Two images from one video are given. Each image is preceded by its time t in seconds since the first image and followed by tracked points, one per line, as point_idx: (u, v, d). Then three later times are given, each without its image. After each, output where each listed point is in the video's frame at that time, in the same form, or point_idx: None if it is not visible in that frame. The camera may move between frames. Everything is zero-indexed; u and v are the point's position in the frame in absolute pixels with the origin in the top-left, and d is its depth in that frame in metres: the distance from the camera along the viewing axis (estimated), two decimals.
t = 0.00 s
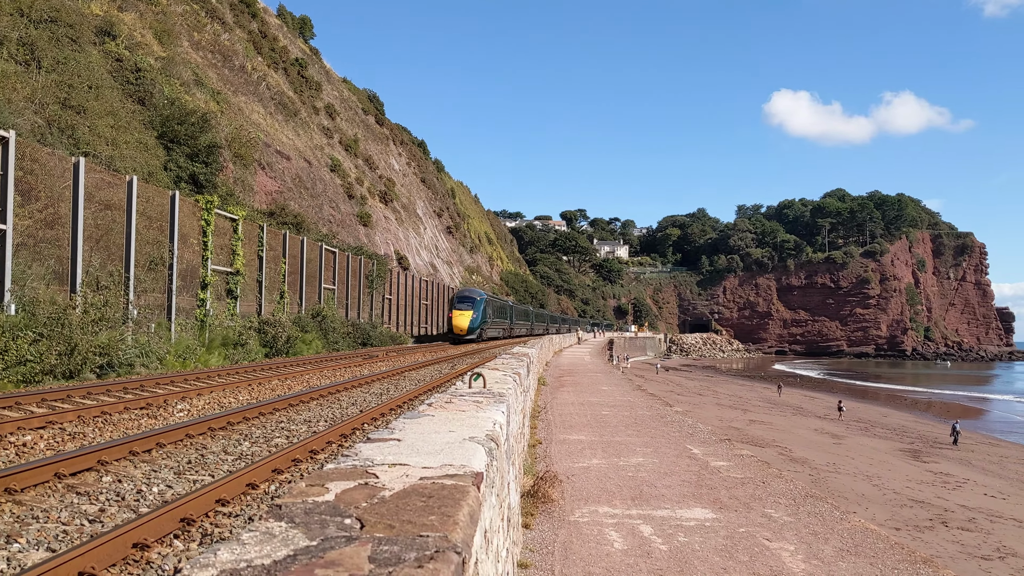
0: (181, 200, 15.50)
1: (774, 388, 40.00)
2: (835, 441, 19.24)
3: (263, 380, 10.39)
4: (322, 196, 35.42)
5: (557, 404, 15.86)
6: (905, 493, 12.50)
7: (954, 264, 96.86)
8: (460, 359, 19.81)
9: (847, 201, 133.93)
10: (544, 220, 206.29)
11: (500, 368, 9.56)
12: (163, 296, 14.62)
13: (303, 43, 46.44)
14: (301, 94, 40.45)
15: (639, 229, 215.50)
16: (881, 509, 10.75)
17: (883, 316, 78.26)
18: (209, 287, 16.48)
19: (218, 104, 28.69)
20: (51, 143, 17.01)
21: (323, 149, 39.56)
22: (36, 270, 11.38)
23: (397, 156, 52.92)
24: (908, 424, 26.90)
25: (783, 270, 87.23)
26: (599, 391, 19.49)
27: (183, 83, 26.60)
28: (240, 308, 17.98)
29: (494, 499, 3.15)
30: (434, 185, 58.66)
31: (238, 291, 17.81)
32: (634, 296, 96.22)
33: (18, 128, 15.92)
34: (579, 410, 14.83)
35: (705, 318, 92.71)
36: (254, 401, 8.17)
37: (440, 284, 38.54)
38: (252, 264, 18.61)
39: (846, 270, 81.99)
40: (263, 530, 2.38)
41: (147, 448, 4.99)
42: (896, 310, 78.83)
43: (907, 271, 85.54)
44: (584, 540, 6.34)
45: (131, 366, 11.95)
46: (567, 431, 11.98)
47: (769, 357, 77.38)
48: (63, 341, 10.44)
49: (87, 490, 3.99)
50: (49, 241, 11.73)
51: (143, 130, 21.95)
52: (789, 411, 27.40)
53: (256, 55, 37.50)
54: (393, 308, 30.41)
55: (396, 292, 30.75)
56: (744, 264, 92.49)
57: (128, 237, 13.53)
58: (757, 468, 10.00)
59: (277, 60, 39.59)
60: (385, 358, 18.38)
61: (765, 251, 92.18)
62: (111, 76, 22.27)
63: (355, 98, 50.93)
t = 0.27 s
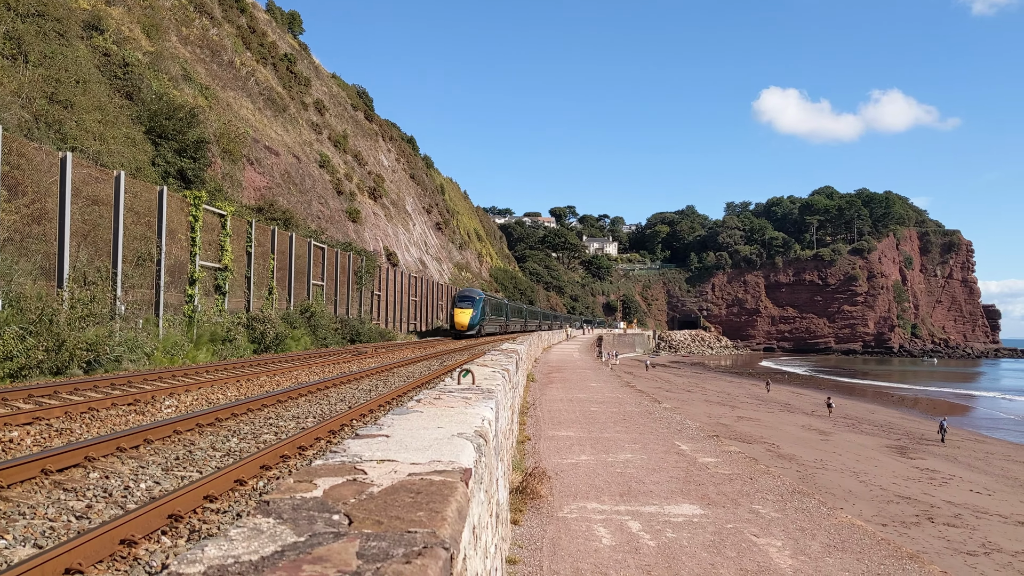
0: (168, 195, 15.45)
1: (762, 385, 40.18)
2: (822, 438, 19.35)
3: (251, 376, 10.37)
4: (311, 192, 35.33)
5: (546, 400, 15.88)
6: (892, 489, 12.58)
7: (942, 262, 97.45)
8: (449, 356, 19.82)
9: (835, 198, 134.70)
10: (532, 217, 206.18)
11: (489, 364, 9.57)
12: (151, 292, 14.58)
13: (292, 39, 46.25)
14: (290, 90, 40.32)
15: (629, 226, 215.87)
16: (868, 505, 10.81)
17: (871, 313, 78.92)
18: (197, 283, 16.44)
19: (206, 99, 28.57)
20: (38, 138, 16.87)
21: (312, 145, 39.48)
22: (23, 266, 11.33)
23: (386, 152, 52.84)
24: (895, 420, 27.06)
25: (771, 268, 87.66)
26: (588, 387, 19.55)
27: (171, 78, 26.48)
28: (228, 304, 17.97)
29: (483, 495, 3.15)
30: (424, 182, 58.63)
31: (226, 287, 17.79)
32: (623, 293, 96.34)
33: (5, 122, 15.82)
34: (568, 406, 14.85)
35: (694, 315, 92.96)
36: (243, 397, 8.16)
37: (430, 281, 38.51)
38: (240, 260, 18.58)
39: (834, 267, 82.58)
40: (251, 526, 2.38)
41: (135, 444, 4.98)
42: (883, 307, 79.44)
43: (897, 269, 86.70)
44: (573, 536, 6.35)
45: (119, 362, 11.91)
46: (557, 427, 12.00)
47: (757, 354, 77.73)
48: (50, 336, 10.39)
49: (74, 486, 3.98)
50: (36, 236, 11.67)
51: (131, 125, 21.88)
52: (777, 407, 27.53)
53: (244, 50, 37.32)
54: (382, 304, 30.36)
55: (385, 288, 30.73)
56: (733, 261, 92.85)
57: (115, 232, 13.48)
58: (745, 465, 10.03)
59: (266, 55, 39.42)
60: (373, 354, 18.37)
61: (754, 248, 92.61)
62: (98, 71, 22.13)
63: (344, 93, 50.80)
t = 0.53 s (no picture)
0: (159, 191, 15.41)
1: (753, 382, 40.33)
2: (813, 434, 19.41)
3: (242, 372, 10.37)
4: (302, 188, 35.26)
5: (537, 397, 15.89)
6: (882, 486, 12.63)
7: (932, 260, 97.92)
8: (442, 353, 19.80)
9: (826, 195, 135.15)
10: (524, 213, 205.94)
11: (480, 360, 9.58)
12: (142, 288, 14.57)
13: (283, 35, 46.10)
14: (280, 85, 40.21)
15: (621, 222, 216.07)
16: (859, 502, 10.86)
17: (862, 310, 79.36)
18: (188, 279, 16.41)
19: (197, 95, 28.46)
20: (29, 133, 16.78)
21: (304, 140, 39.41)
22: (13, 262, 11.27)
23: (378, 148, 52.78)
24: (885, 417, 27.18)
25: (762, 265, 87.85)
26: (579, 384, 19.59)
27: (161, 73, 26.38)
28: (219, 300, 17.93)
29: (473, 491, 3.16)
30: (415, 178, 58.61)
31: (218, 283, 17.76)
32: (615, 289, 96.41)
33: None
34: (559, 403, 14.88)
35: (685, 312, 93.13)
36: (233, 393, 8.17)
37: (422, 278, 38.49)
38: (231, 256, 18.55)
39: (824, 264, 83.25)
40: (241, 522, 2.37)
41: (125, 440, 4.97)
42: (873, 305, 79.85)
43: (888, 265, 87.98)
44: (564, 532, 6.36)
45: (109, 358, 11.85)
46: (548, 424, 12.02)
47: (748, 351, 78.01)
48: (40, 333, 10.35)
49: (64, 482, 3.97)
50: (26, 231, 11.64)
51: (122, 120, 21.82)
52: (768, 404, 27.61)
53: (235, 45, 37.19)
54: (373, 301, 30.34)
55: (377, 285, 30.73)
56: (724, 259, 93.09)
57: (105, 228, 13.44)
58: (736, 461, 10.06)
59: (257, 50, 39.27)
60: (365, 351, 18.37)
61: (745, 245, 92.89)
62: (88, 66, 22.02)
63: (336, 89, 50.67)
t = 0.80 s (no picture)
0: (151, 188, 15.37)
1: (747, 381, 40.44)
2: (805, 433, 19.49)
3: (235, 370, 10.36)
4: (295, 186, 35.20)
5: (530, 395, 15.90)
6: (874, 484, 12.67)
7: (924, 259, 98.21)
8: (434, 351, 19.76)
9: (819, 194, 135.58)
10: (518, 212, 205.79)
11: (473, 358, 9.58)
12: (134, 286, 14.54)
13: (276, 32, 45.97)
14: (274, 83, 40.11)
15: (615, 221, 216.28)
16: (850, 499, 10.90)
17: (854, 309, 79.66)
18: (181, 277, 16.37)
19: (190, 92, 28.38)
20: (21, 130, 16.72)
21: (297, 138, 39.35)
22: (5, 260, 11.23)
23: (372, 147, 52.75)
24: (877, 416, 27.28)
25: (755, 264, 88.02)
26: (572, 382, 19.61)
27: (154, 70, 26.29)
28: (212, 298, 17.90)
29: (466, 489, 3.16)
30: (409, 176, 58.57)
31: (211, 281, 17.73)
32: (609, 288, 96.48)
33: None
34: (552, 401, 14.88)
35: (679, 311, 93.27)
36: (226, 391, 8.15)
37: (416, 276, 38.48)
38: (224, 254, 18.52)
39: (817, 263, 83.54)
40: (233, 519, 2.37)
41: (118, 438, 4.97)
42: (866, 303, 80.20)
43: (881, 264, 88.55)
44: (557, 531, 6.37)
45: (101, 357, 11.83)
46: (541, 422, 12.02)
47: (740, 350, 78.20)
48: (31, 331, 10.32)
49: (56, 481, 3.96)
50: (18, 229, 11.61)
51: (114, 117, 21.76)
52: (761, 403, 27.67)
53: (229, 42, 37.07)
54: (366, 299, 30.33)
55: (370, 283, 30.74)
56: (717, 258, 93.30)
57: (98, 226, 13.41)
58: (729, 459, 10.09)
59: (251, 48, 39.15)
60: (358, 349, 18.36)
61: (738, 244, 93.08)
62: (80, 63, 21.94)
63: (329, 87, 50.58)
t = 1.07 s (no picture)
0: (145, 187, 15.34)
1: (741, 380, 40.52)
2: (798, 432, 19.55)
3: (228, 369, 10.34)
4: (289, 184, 35.17)
5: (525, 395, 15.89)
6: (868, 483, 12.71)
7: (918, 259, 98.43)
8: (428, 350, 19.73)
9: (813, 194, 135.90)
10: (512, 211, 205.73)
11: (468, 358, 9.58)
12: (127, 285, 14.52)
13: (270, 31, 45.85)
14: (268, 82, 40.04)
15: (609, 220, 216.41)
16: (844, 499, 10.93)
17: (848, 308, 79.95)
18: (174, 276, 16.36)
19: (184, 91, 28.31)
20: (13, 128, 16.64)
21: (291, 137, 39.31)
22: None
23: (366, 145, 52.71)
24: (870, 415, 27.35)
25: (749, 263, 88.20)
26: (566, 381, 19.63)
27: (147, 69, 26.21)
28: (205, 297, 17.89)
29: (460, 488, 3.16)
30: (404, 175, 58.55)
31: (204, 280, 17.71)
32: (603, 287, 96.53)
33: None
34: (546, 400, 14.89)
35: (673, 310, 93.39)
36: (220, 390, 8.14)
37: (410, 275, 38.44)
38: (218, 253, 18.49)
39: (811, 263, 83.74)
40: (226, 519, 2.37)
41: (111, 437, 4.96)
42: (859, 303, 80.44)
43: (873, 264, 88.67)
44: (550, 530, 6.38)
45: (94, 356, 11.79)
46: (535, 422, 12.03)
47: (734, 349, 78.37)
48: (23, 330, 10.27)
49: (49, 479, 3.95)
50: (11, 228, 11.58)
51: (107, 116, 21.72)
52: (754, 402, 27.72)
53: (223, 41, 36.95)
54: (360, 298, 30.31)
55: (364, 282, 30.72)
56: (711, 257, 93.47)
57: (91, 225, 13.39)
58: (722, 458, 10.11)
59: (245, 46, 39.04)
60: (352, 348, 18.36)
61: (732, 243, 93.27)
62: (73, 61, 21.86)
63: (323, 86, 50.50)
